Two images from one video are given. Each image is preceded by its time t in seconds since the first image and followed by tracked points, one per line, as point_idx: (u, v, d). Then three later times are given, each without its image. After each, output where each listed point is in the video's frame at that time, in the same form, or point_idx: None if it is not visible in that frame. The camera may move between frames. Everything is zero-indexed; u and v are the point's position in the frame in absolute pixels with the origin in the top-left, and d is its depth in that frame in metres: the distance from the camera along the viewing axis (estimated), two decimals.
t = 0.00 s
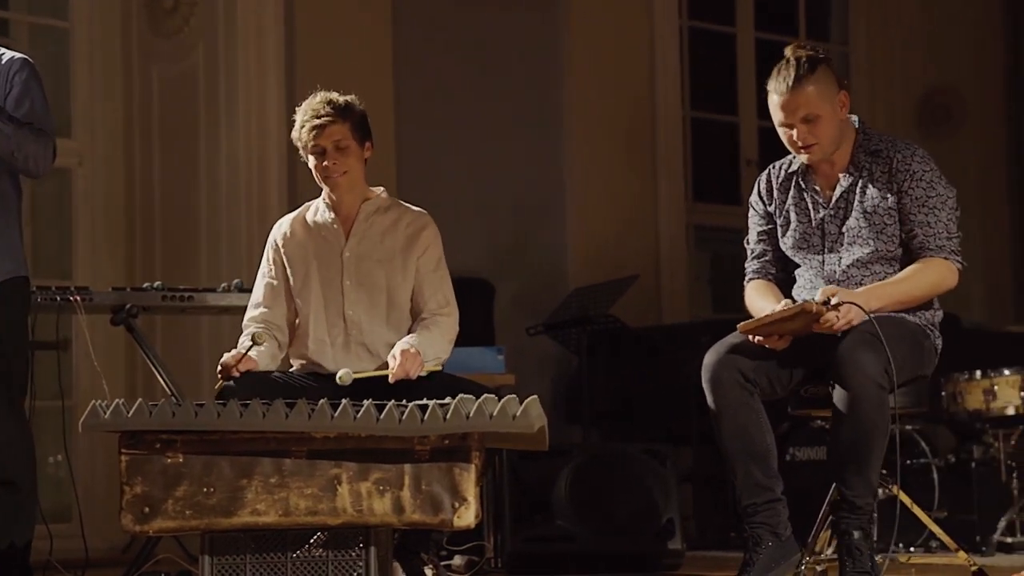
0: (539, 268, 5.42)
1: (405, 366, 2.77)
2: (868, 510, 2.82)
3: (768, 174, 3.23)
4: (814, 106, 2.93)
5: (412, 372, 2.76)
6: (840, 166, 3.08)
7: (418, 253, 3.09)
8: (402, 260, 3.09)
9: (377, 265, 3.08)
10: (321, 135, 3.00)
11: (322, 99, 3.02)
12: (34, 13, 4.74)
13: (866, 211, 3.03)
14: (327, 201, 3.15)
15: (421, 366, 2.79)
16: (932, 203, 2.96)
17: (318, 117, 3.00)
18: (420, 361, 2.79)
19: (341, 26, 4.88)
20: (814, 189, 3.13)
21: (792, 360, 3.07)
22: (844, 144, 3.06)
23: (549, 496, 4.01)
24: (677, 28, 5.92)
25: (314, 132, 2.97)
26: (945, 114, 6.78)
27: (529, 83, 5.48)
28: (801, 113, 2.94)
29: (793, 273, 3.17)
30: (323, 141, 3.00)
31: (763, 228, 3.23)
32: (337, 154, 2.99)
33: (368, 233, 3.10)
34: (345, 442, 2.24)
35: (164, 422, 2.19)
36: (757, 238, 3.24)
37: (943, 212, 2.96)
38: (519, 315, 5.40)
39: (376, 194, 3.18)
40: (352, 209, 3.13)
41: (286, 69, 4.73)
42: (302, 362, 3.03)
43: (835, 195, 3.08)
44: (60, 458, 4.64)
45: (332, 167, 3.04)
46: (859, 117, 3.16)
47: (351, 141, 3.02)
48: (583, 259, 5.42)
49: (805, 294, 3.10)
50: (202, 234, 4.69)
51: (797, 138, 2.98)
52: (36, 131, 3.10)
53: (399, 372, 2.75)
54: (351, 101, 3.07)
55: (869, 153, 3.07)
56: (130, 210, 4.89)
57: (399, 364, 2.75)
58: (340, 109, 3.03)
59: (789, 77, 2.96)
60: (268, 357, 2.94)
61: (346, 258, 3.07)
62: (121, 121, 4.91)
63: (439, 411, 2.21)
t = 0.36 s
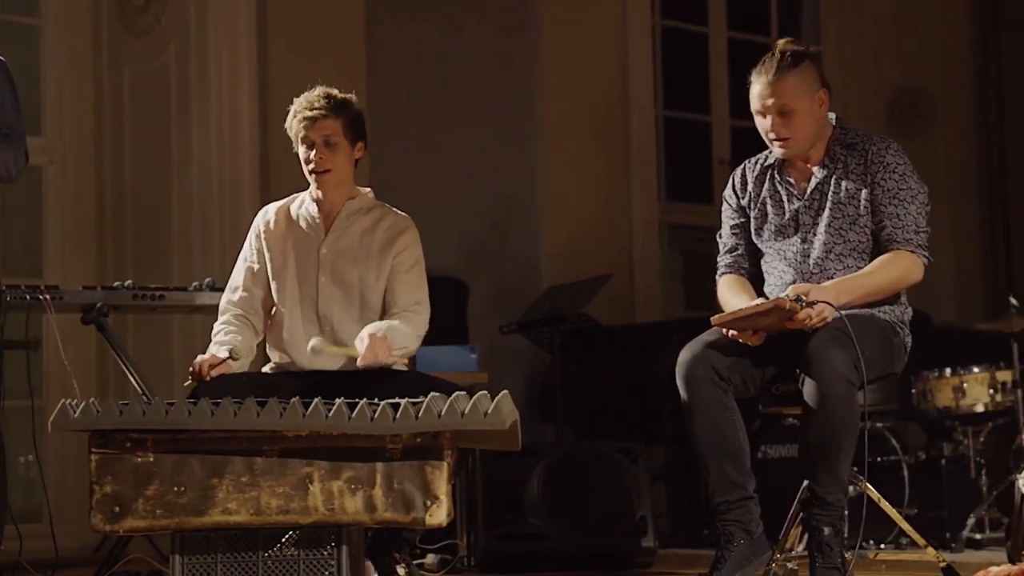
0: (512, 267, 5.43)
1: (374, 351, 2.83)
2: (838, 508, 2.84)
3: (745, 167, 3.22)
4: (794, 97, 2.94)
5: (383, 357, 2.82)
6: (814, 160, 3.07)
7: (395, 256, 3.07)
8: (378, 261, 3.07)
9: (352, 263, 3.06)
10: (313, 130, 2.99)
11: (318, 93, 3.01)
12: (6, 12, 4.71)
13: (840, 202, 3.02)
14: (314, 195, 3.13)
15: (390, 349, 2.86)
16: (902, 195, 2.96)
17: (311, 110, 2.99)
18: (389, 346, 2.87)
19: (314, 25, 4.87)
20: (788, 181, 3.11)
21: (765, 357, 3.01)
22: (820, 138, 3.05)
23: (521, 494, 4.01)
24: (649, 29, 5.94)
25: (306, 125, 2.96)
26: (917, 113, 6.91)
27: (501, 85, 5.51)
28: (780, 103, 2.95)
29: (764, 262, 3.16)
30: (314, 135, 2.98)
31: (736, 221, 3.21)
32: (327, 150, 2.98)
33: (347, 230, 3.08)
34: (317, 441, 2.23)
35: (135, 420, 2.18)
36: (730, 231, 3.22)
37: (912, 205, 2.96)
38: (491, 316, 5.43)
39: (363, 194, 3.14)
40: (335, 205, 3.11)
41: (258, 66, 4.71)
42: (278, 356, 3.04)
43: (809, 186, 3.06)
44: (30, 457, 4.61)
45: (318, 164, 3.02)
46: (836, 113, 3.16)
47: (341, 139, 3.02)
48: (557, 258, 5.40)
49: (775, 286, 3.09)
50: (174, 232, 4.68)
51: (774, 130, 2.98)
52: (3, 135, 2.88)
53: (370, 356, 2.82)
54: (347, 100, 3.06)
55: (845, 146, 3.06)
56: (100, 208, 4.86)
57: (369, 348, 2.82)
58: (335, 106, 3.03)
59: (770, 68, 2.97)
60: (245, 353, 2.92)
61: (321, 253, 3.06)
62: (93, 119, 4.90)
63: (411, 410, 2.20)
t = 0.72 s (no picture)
0: (485, 262, 5.45)
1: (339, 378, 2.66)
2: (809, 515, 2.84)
3: (719, 162, 3.24)
4: (762, 93, 2.95)
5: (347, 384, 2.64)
6: (784, 161, 3.07)
7: (360, 264, 3.03)
8: (342, 265, 3.03)
9: (320, 262, 3.02)
10: (319, 139, 2.96)
11: (338, 107, 2.99)
12: None
13: (812, 200, 3.03)
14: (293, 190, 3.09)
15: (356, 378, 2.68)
16: (875, 192, 2.97)
17: (325, 121, 2.96)
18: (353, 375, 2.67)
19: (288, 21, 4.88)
20: (760, 175, 3.11)
21: (738, 346, 3.02)
22: (791, 137, 3.06)
23: (494, 489, 4.02)
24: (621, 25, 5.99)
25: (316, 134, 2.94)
26: (887, 108, 7.03)
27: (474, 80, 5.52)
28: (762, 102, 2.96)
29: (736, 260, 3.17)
30: (319, 144, 2.96)
31: (710, 216, 3.23)
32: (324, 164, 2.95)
33: (319, 229, 3.04)
34: (289, 438, 2.22)
35: (106, 419, 2.17)
36: (702, 226, 3.23)
37: (885, 202, 2.97)
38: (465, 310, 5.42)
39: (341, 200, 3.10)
40: (311, 206, 3.07)
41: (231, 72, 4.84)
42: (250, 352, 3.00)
43: (781, 182, 3.06)
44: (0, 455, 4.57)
45: (308, 170, 2.99)
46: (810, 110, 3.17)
47: (340, 158, 3.00)
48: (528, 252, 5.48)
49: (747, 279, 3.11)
50: (146, 228, 4.66)
51: (745, 126, 2.97)
52: None
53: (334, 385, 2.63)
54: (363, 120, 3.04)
55: (817, 141, 3.07)
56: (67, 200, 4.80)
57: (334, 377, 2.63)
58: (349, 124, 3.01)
59: (734, 68, 2.98)
60: (213, 342, 2.89)
61: (291, 247, 3.01)
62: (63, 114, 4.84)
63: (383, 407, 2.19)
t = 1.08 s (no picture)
0: (460, 258, 5.44)
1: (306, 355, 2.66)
2: (780, 501, 2.83)
3: (688, 159, 3.23)
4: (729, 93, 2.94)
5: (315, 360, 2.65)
6: (756, 154, 3.08)
7: (338, 255, 3.03)
8: (321, 256, 3.02)
9: (298, 254, 3.02)
10: (292, 133, 2.93)
11: (306, 97, 2.96)
12: None
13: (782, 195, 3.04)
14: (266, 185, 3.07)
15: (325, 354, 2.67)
16: (845, 186, 2.97)
17: (295, 114, 2.93)
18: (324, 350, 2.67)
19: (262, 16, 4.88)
20: (730, 173, 3.12)
21: (712, 339, 3.02)
22: (761, 130, 3.06)
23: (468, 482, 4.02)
24: (593, 21, 6.01)
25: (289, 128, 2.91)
26: (861, 103, 7.04)
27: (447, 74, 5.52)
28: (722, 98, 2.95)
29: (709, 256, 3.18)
30: (293, 139, 2.93)
31: (681, 213, 3.24)
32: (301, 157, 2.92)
33: (296, 222, 3.03)
34: (262, 432, 2.21)
35: (78, 413, 2.13)
36: (675, 223, 3.23)
37: (856, 195, 2.97)
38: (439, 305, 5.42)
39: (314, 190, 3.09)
40: (287, 196, 3.06)
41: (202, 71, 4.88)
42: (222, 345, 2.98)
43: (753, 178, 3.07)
44: None
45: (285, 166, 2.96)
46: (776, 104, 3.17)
47: (315, 149, 2.97)
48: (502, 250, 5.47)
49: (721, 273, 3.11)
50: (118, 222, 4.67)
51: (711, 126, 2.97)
52: None
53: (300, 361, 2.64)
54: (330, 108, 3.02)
55: (787, 136, 3.07)
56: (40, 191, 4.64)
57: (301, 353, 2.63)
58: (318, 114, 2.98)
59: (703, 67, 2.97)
60: (190, 335, 2.89)
61: (268, 241, 3.00)
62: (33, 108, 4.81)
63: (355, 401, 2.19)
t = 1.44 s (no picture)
0: (433, 248, 5.51)
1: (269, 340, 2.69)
2: (753, 488, 2.85)
3: (658, 154, 3.24)
4: (702, 85, 2.95)
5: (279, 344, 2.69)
6: (727, 146, 3.08)
7: (326, 240, 3.04)
8: (310, 244, 3.02)
9: (286, 247, 3.00)
10: (248, 122, 2.94)
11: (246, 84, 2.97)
12: None
13: (753, 187, 3.03)
14: (237, 181, 3.07)
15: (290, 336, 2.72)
16: (815, 176, 2.99)
17: (241, 102, 2.94)
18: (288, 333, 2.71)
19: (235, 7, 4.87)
20: (702, 168, 3.13)
21: (687, 332, 3.00)
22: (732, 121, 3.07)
23: (441, 474, 4.02)
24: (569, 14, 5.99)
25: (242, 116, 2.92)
26: (833, 96, 7.08)
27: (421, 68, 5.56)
28: (692, 94, 2.95)
29: (681, 248, 3.19)
30: (251, 126, 2.94)
31: (653, 208, 3.23)
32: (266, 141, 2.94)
33: (278, 214, 3.02)
34: (234, 424, 2.18)
35: (47, 405, 2.11)
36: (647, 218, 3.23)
37: (827, 185, 2.98)
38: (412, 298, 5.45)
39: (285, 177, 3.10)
40: (262, 190, 3.06)
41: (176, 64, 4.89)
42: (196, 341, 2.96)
43: (725, 171, 3.07)
44: None
45: (253, 156, 2.97)
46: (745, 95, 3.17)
47: (275, 130, 2.98)
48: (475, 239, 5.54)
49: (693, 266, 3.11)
50: (89, 215, 4.66)
51: (688, 122, 2.99)
52: None
53: (262, 347, 2.67)
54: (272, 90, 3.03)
55: (755, 129, 3.08)
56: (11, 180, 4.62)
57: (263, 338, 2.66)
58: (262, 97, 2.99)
59: (673, 63, 2.97)
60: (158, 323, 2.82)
61: (256, 238, 2.99)
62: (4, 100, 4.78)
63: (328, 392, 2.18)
